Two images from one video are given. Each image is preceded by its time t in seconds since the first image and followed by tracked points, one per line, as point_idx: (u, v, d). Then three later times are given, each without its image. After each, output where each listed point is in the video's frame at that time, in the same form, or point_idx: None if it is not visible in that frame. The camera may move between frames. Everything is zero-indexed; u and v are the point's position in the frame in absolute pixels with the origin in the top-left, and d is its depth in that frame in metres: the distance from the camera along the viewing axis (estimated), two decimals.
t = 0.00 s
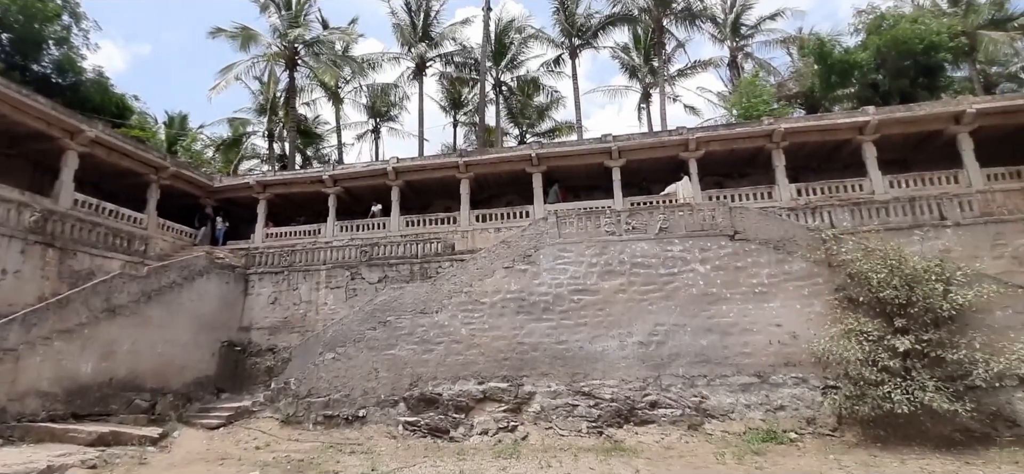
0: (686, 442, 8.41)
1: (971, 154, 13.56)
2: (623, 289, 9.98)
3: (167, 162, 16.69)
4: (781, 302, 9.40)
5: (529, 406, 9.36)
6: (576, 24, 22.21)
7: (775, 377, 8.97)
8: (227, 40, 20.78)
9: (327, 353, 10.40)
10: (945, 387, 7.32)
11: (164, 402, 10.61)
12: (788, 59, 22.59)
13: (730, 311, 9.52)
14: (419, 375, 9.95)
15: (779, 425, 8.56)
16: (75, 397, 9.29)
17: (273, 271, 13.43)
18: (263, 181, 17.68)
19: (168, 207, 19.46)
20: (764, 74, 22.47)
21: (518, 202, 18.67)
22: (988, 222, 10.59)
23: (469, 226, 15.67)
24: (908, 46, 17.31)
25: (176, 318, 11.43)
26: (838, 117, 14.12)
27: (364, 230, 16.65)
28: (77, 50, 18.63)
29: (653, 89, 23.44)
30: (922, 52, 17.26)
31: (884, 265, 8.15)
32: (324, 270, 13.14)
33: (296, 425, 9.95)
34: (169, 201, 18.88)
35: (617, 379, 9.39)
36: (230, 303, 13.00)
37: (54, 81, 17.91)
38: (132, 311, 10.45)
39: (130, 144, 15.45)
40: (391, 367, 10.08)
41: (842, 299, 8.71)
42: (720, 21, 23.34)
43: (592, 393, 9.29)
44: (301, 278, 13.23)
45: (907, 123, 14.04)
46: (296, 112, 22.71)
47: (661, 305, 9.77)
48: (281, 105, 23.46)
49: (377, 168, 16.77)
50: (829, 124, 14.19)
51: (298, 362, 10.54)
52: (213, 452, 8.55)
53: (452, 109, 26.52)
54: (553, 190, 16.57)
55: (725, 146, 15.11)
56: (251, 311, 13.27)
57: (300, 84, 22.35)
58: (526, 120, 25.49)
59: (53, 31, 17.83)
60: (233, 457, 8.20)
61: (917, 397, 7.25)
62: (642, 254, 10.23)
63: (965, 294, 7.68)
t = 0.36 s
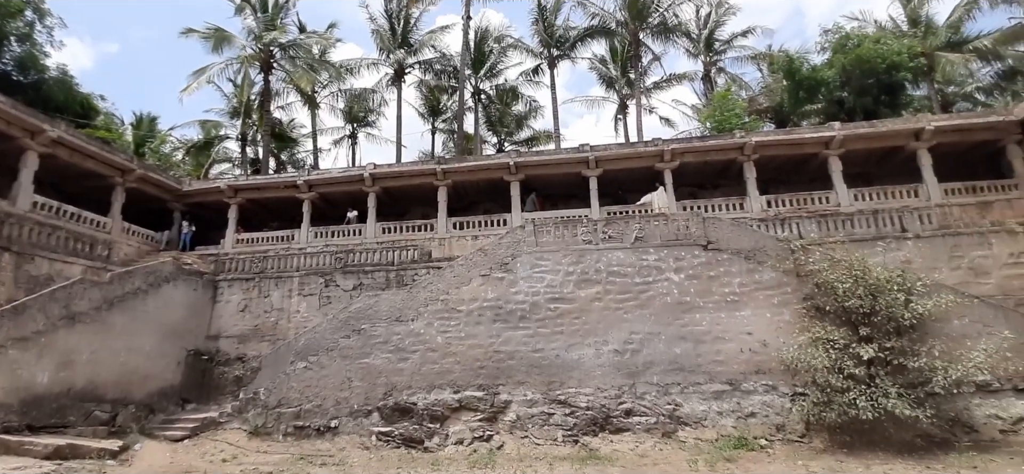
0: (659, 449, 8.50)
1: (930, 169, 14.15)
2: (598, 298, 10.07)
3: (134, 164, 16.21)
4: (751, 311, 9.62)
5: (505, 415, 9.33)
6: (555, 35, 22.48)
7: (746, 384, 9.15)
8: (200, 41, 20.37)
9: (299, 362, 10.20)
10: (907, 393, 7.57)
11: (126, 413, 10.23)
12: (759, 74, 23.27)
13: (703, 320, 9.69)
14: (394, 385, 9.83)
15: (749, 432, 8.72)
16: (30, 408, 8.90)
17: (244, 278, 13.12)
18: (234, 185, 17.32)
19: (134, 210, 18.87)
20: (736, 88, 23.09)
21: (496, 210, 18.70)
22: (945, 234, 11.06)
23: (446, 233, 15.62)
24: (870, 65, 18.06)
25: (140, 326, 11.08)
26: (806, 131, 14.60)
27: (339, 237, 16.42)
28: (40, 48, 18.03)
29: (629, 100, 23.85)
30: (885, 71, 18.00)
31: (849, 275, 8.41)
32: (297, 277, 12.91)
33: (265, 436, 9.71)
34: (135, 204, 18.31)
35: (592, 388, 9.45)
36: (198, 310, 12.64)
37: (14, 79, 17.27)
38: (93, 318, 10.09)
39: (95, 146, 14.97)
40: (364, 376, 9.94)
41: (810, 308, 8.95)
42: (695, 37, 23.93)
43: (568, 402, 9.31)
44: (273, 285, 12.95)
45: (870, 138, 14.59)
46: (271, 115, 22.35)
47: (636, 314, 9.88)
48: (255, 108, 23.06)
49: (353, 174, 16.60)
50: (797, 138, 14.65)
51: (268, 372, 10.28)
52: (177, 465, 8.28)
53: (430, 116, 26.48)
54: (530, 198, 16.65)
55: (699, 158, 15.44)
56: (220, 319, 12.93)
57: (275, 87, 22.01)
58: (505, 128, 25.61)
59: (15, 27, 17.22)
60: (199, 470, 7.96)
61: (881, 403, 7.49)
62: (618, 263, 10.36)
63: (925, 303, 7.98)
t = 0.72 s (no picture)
0: (635, 456, 8.56)
1: (892, 181, 14.70)
2: (575, 306, 10.14)
3: (99, 166, 15.70)
4: (724, 318, 9.80)
5: (481, 423, 9.29)
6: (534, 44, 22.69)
7: (718, 390, 9.31)
8: (170, 41, 19.91)
9: (271, 371, 9.97)
10: (872, 398, 7.80)
11: (86, 425, 9.85)
12: (732, 87, 23.86)
13: (677, 327, 9.83)
14: (368, 394, 9.70)
15: (722, 437, 8.86)
16: None
17: (213, 284, 12.78)
18: (204, 189, 16.90)
19: (97, 214, 18.24)
20: (710, 100, 23.63)
21: (474, 217, 18.69)
22: (907, 244, 11.48)
23: (423, 240, 15.53)
24: (836, 80, 18.72)
25: (103, 333, 10.70)
26: (776, 143, 15.03)
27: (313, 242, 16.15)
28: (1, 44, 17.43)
29: (607, 109, 24.19)
30: (850, 87, 18.69)
31: (817, 282, 8.65)
32: (268, 284, 12.64)
33: (233, 448, 9.47)
34: (100, 208, 17.71)
35: (569, 395, 9.48)
36: (164, 318, 12.25)
37: None
38: (52, 326, 9.72)
39: (58, 147, 14.47)
40: (338, 385, 9.77)
41: (779, 315, 9.17)
42: (670, 49, 24.45)
43: (544, 409, 9.32)
44: (244, 291, 12.66)
45: (836, 151, 15.09)
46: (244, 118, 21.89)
47: (612, 322, 9.97)
48: (228, 111, 22.61)
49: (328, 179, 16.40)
50: (768, 150, 15.07)
51: (237, 382, 10.02)
52: None
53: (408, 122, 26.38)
54: (508, 206, 16.69)
55: (674, 168, 15.73)
56: (187, 326, 12.55)
57: (249, 89, 21.63)
58: (483, 136, 25.65)
59: None
60: None
61: (847, 408, 7.70)
62: (594, 270, 10.44)
63: (888, 310, 8.26)
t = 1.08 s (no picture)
0: (603, 463, 8.63)
1: (848, 194, 15.33)
2: (544, 313, 10.18)
3: (50, 167, 14.97)
4: (690, 325, 9.99)
5: (450, 432, 9.20)
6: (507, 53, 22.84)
7: (684, 396, 9.48)
8: (131, 38, 19.22)
9: (231, 381, 9.65)
10: (829, 402, 8.09)
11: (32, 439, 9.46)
12: (699, 99, 24.50)
13: (645, 335, 9.98)
14: (333, 404, 9.50)
15: (688, 443, 9.00)
16: None
17: (171, 291, 12.29)
18: (163, 192, 16.30)
19: (48, 217, 17.39)
20: (678, 112, 24.20)
21: (445, 224, 18.58)
22: (862, 254, 11.96)
23: (393, 246, 15.36)
24: (797, 96, 19.47)
25: (50, 343, 10.22)
26: (740, 155, 15.49)
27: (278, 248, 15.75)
28: None
29: (578, 119, 24.49)
30: (809, 103, 19.47)
31: (778, 290, 8.92)
32: (230, 290, 12.25)
33: (190, 461, 9.14)
34: (50, 211, 16.89)
35: (538, 403, 9.48)
36: (118, 326, 11.72)
37: None
38: None
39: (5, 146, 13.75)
40: (302, 395, 9.54)
41: (743, 322, 9.41)
42: (640, 62, 24.98)
43: (514, 417, 9.30)
44: (204, 299, 12.23)
45: (796, 164, 15.65)
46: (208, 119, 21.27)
47: (581, 329, 10.05)
48: (191, 112, 21.93)
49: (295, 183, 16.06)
50: (732, 162, 15.52)
51: (195, 393, 9.66)
52: None
53: (380, 127, 26.12)
54: (479, 213, 16.67)
55: (643, 177, 16.03)
56: (143, 335, 12.05)
57: (214, 90, 21.04)
58: (455, 142, 25.60)
59: None
60: None
61: (806, 413, 7.95)
62: (565, 278, 10.51)
63: (844, 318, 8.59)
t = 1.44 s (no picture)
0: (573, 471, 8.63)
1: (811, 206, 15.85)
2: (516, 322, 10.17)
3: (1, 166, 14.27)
4: (660, 334, 10.13)
5: (419, 442, 9.06)
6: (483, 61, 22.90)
7: (653, 404, 9.58)
8: (92, 35, 18.54)
9: (191, 390, 9.31)
10: (792, 409, 8.28)
11: None
12: (671, 111, 25.00)
13: (616, 343, 10.06)
14: (299, 414, 9.28)
15: (657, 450, 9.06)
16: None
17: (128, 297, 11.79)
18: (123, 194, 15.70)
19: None
20: (651, 123, 24.65)
21: (418, 230, 18.43)
22: (824, 265, 12.36)
23: (365, 253, 15.15)
24: (763, 110, 20.10)
25: None
26: (709, 167, 15.87)
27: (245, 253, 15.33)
28: None
29: (553, 128, 24.69)
30: (774, 117, 20.12)
31: (744, 300, 9.13)
32: (192, 296, 11.85)
33: None
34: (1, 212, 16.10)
35: (510, 411, 9.45)
36: (70, 333, 11.20)
37: None
38: None
39: None
40: (266, 405, 9.28)
41: (710, 331, 9.58)
42: (614, 73, 25.39)
43: (484, 426, 9.23)
44: (164, 305, 11.79)
45: (762, 176, 16.11)
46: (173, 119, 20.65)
47: (553, 338, 10.07)
48: (155, 111, 21.24)
49: (263, 187, 15.71)
50: (701, 173, 15.89)
51: (152, 403, 9.29)
52: None
53: (353, 131, 25.80)
54: (453, 220, 16.59)
55: (616, 187, 16.25)
56: (97, 342, 11.53)
57: (180, 89, 20.44)
58: (430, 149, 25.47)
59: None
60: None
61: (770, 419, 8.12)
62: (537, 286, 10.53)
63: (806, 326, 8.84)
